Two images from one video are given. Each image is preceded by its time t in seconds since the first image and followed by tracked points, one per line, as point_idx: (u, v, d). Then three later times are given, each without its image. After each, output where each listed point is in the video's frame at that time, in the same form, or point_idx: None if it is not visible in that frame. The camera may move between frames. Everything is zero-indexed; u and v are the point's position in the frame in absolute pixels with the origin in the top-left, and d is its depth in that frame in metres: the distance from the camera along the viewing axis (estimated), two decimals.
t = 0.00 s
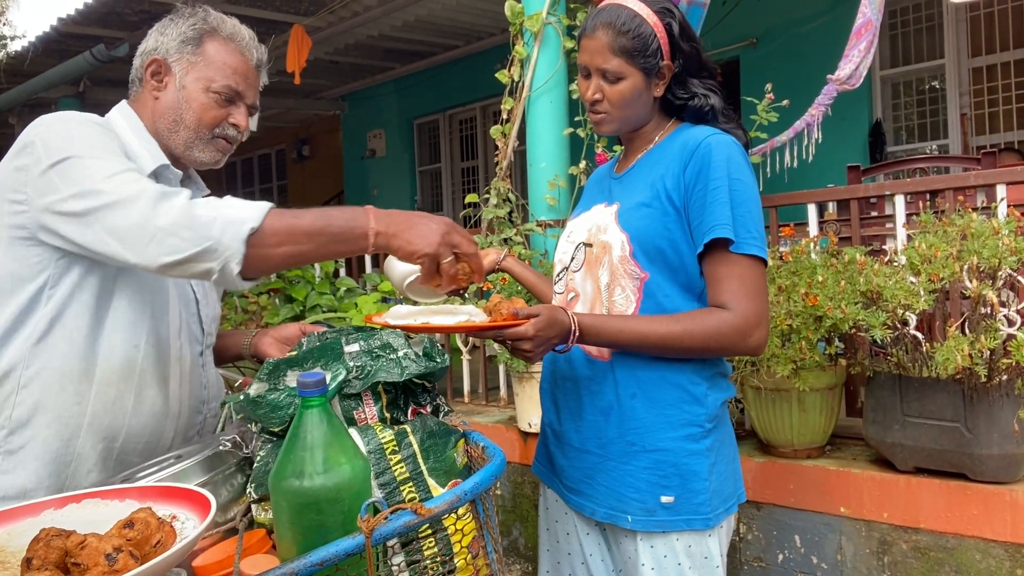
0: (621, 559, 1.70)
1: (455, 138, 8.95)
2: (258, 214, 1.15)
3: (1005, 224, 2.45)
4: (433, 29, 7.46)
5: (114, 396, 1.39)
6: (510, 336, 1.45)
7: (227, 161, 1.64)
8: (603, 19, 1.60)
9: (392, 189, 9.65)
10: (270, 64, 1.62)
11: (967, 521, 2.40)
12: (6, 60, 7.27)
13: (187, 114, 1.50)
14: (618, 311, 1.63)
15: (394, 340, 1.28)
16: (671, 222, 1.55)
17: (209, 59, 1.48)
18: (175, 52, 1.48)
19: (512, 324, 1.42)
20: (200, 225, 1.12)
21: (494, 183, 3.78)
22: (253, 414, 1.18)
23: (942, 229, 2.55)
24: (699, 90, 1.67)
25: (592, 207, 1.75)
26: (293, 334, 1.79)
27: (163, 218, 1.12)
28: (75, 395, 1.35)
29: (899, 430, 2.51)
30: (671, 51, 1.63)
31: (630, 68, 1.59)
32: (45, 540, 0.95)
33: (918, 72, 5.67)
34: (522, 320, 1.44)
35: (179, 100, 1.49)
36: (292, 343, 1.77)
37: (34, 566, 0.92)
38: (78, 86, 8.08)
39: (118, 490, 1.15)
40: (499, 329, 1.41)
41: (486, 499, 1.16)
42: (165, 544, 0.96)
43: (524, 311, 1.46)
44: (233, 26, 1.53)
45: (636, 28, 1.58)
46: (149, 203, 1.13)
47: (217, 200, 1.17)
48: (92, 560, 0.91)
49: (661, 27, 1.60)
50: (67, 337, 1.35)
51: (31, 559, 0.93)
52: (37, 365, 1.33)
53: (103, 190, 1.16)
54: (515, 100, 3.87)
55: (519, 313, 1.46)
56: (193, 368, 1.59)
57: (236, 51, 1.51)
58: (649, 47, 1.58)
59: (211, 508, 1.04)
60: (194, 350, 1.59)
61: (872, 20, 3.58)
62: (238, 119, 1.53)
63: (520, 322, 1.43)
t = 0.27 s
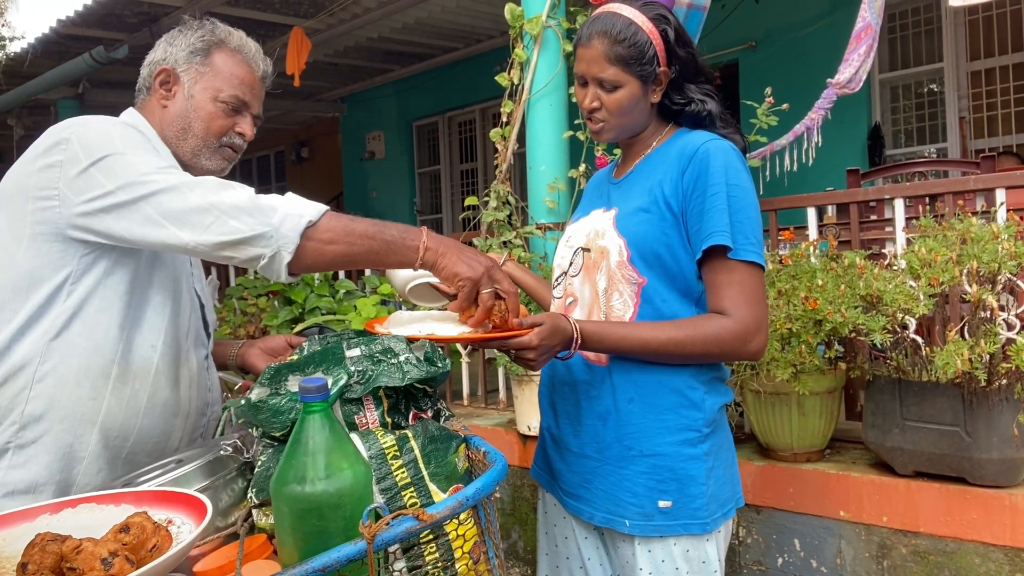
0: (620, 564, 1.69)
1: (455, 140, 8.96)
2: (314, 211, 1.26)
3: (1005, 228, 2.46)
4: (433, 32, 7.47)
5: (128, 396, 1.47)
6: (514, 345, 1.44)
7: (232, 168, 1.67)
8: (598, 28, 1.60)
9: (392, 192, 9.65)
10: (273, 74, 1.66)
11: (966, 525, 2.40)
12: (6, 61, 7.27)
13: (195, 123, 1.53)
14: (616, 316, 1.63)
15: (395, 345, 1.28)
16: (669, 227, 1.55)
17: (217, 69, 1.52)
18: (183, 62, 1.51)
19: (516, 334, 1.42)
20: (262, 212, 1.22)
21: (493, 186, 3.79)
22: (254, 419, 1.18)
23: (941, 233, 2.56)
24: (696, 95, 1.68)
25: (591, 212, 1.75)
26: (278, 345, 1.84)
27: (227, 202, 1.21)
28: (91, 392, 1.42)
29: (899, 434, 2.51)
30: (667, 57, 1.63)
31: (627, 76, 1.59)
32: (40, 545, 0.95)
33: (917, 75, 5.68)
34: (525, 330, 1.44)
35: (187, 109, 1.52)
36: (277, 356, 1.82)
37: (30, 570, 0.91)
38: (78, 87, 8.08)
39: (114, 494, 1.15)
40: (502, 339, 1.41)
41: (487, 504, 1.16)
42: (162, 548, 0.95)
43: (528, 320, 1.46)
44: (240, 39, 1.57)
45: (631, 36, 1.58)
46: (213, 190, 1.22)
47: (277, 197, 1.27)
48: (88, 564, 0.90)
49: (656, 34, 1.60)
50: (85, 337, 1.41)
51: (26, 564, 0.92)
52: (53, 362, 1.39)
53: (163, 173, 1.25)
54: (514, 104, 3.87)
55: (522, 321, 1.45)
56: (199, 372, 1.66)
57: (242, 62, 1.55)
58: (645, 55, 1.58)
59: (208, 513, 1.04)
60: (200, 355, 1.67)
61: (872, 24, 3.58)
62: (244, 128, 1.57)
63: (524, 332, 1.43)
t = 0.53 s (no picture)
0: (618, 566, 1.69)
1: (453, 142, 8.96)
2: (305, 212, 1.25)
3: (1003, 230, 2.46)
4: (431, 34, 7.47)
5: (132, 396, 1.47)
6: (526, 351, 1.46)
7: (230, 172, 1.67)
8: (596, 33, 1.61)
9: (390, 193, 9.65)
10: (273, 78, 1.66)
11: (964, 527, 2.41)
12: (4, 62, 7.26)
13: (196, 126, 1.53)
14: (617, 318, 1.63)
15: (396, 346, 1.27)
16: (670, 229, 1.55)
17: (217, 74, 1.52)
18: (184, 66, 1.51)
19: (529, 340, 1.44)
20: (253, 214, 1.22)
21: (492, 188, 3.79)
22: (254, 420, 1.18)
23: (940, 235, 2.57)
24: (693, 98, 1.68)
25: (591, 214, 1.75)
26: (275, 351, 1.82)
27: (217, 205, 1.21)
28: (94, 393, 1.42)
29: (897, 436, 2.51)
30: (665, 60, 1.63)
31: (625, 80, 1.59)
32: (37, 542, 0.94)
33: (915, 78, 5.69)
34: (538, 336, 1.45)
35: (187, 113, 1.52)
36: (272, 360, 1.81)
37: (27, 567, 0.91)
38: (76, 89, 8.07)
39: (111, 493, 1.15)
40: (515, 346, 1.43)
41: (487, 505, 1.16)
42: (158, 545, 0.96)
43: (540, 326, 1.47)
44: (239, 44, 1.57)
45: (629, 40, 1.58)
46: (204, 192, 1.22)
47: (269, 198, 1.27)
48: (85, 561, 0.90)
49: (653, 38, 1.61)
50: (90, 337, 1.41)
51: (24, 560, 0.92)
52: (57, 363, 1.39)
53: (156, 174, 1.25)
54: (513, 106, 3.88)
55: (535, 327, 1.47)
56: (200, 373, 1.66)
57: (242, 67, 1.55)
58: (643, 59, 1.59)
59: (204, 511, 1.04)
60: (200, 356, 1.67)
61: (870, 27, 3.59)
62: (243, 131, 1.58)
63: (537, 337, 1.45)
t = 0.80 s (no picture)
0: (617, 565, 1.70)
1: (451, 144, 8.96)
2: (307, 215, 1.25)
3: (998, 231, 2.47)
4: (429, 35, 7.48)
5: (131, 395, 1.47)
6: (527, 348, 1.48)
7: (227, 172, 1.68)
8: (594, 36, 1.62)
9: (387, 195, 9.65)
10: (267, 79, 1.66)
11: (961, 527, 2.41)
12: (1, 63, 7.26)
13: (191, 125, 1.53)
14: (616, 317, 1.64)
15: (394, 345, 1.28)
16: (669, 229, 1.56)
17: (212, 73, 1.53)
18: (179, 65, 1.51)
19: (529, 336, 1.46)
20: (254, 214, 1.21)
21: (490, 189, 3.80)
22: (254, 418, 1.19)
23: (936, 236, 2.58)
24: (692, 99, 1.69)
25: (590, 214, 1.75)
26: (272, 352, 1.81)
27: (218, 205, 1.21)
28: (92, 392, 1.42)
29: (894, 437, 2.52)
30: (663, 61, 1.64)
31: (624, 82, 1.60)
32: (38, 536, 0.95)
33: (911, 81, 5.72)
34: (539, 333, 1.47)
35: (182, 112, 1.53)
36: (269, 358, 1.82)
37: (28, 560, 0.92)
38: (73, 90, 8.06)
39: (109, 490, 1.15)
40: (516, 342, 1.45)
41: (486, 503, 1.17)
42: (157, 540, 0.96)
43: (541, 324, 1.49)
44: (234, 43, 1.58)
45: (628, 43, 1.59)
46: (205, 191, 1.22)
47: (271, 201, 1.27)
48: (85, 555, 0.90)
49: (651, 39, 1.61)
50: (89, 336, 1.42)
51: (25, 555, 0.93)
52: (56, 362, 1.39)
53: (156, 173, 1.25)
54: (511, 108, 3.88)
55: (536, 325, 1.49)
56: (197, 372, 1.66)
57: (237, 66, 1.55)
58: (642, 60, 1.59)
59: (203, 507, 1.04)
60: (198, 355, 1.68)
61: (867, 30, 3.60)
62: (239, 130, 1.57)
63: (537, 334, 1.46)
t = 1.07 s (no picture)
0: (615, 567, 1.70)
1: (447, 147, 8.96)
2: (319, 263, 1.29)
3: (994, 234, 2.48)
4: (426, 38, 7.49)
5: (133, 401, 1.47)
6: (527, 354, 1.47)
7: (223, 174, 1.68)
8: (593, 42, 1.62)
9: (384, 197, 9.64)
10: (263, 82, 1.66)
11: (956, 529, 2.42)
12: None
13: (190, 128, 1.54)
14: (615, 319, 1.64)
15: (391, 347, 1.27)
16: (667, 232, 1.56)
17: (210, 77, 1.53)
18: (177, 69, 1.51)
19: (527, 343, 1.45)
20: (270, 256, 1.24)
21: (487, 192, 3.80)
22: (252, 421, 1.18)
23: (932, 239, 2.59)
24: (690, 104, 1.69)
25: (589, 218, 1.76)
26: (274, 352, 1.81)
27: (233, 244, 1.23)
28: (93, 400, 1.42)
29: (890, 439, 2.53)
30: (662, 66, 1.65)
31: (623, 87, 1.61)
32: (35, 540, 0.95)
33: (906, 84, 5.75)
34: (537, 339, 1.46)
35: (180, 116, 1.53)
36: (263, 360, 1.82)
37: (25, 564, 0.91)
38: (69, 92, 8.05)
39: (105, 493, 1.15)
40: (515, 348, 1.45)
41: (485, 506, 1.17)
42: (155, 544, 0.96)
43: (540, 329, 1.48)
44: (232, 46, 1.58)
45: (626, 49, 1.59)
46: (222, 229, 1.24)
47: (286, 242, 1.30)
48: (84, 558, 0.91)
49: (650, 45, 1.62)
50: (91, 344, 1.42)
51: (21, 558, 0.92)
52: (57, 370, 1.39)
53: (172, 206, 1.27)
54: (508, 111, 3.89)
55: (535, 331, 1.48)
56: (195, 376, 1.65)
57: (234, 69, 1.55)
58: (640, 67, 1.60)
59: (200, 510, 1.04)
60: (195, 359, 1.67)
61: (863, 33, 3.61)
62: (237, 133, 1.59)
63: (536, 341, 1.46)
